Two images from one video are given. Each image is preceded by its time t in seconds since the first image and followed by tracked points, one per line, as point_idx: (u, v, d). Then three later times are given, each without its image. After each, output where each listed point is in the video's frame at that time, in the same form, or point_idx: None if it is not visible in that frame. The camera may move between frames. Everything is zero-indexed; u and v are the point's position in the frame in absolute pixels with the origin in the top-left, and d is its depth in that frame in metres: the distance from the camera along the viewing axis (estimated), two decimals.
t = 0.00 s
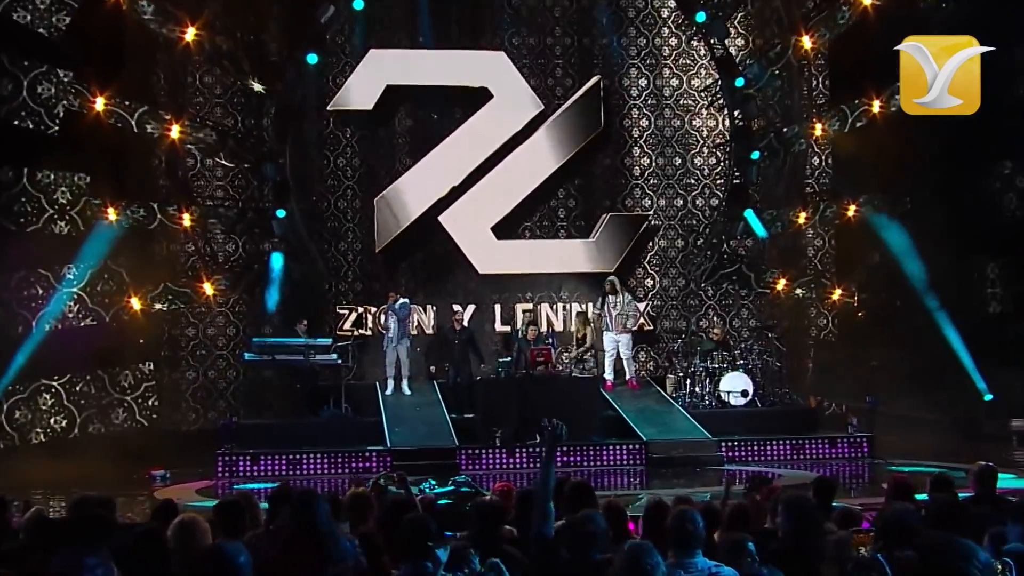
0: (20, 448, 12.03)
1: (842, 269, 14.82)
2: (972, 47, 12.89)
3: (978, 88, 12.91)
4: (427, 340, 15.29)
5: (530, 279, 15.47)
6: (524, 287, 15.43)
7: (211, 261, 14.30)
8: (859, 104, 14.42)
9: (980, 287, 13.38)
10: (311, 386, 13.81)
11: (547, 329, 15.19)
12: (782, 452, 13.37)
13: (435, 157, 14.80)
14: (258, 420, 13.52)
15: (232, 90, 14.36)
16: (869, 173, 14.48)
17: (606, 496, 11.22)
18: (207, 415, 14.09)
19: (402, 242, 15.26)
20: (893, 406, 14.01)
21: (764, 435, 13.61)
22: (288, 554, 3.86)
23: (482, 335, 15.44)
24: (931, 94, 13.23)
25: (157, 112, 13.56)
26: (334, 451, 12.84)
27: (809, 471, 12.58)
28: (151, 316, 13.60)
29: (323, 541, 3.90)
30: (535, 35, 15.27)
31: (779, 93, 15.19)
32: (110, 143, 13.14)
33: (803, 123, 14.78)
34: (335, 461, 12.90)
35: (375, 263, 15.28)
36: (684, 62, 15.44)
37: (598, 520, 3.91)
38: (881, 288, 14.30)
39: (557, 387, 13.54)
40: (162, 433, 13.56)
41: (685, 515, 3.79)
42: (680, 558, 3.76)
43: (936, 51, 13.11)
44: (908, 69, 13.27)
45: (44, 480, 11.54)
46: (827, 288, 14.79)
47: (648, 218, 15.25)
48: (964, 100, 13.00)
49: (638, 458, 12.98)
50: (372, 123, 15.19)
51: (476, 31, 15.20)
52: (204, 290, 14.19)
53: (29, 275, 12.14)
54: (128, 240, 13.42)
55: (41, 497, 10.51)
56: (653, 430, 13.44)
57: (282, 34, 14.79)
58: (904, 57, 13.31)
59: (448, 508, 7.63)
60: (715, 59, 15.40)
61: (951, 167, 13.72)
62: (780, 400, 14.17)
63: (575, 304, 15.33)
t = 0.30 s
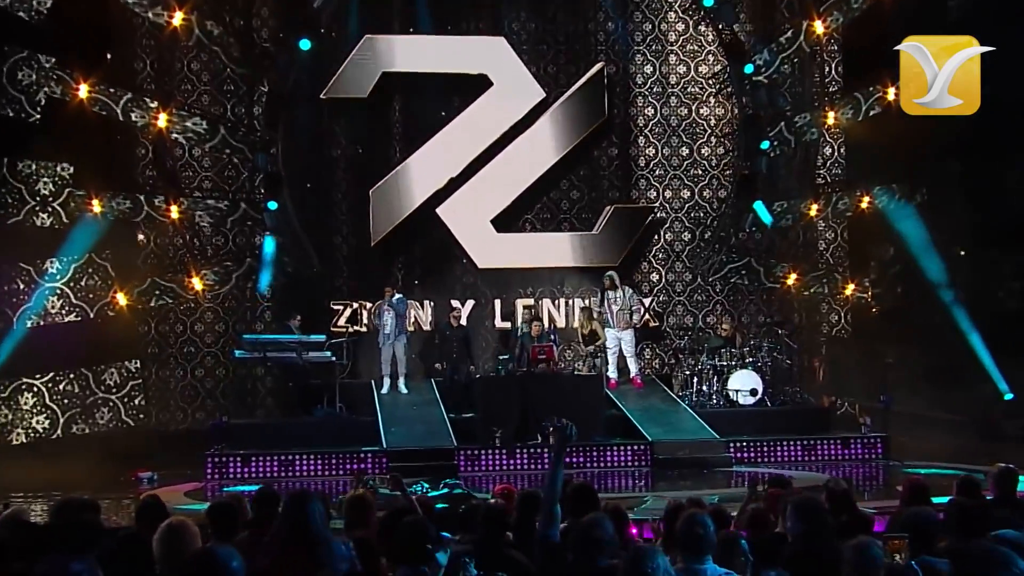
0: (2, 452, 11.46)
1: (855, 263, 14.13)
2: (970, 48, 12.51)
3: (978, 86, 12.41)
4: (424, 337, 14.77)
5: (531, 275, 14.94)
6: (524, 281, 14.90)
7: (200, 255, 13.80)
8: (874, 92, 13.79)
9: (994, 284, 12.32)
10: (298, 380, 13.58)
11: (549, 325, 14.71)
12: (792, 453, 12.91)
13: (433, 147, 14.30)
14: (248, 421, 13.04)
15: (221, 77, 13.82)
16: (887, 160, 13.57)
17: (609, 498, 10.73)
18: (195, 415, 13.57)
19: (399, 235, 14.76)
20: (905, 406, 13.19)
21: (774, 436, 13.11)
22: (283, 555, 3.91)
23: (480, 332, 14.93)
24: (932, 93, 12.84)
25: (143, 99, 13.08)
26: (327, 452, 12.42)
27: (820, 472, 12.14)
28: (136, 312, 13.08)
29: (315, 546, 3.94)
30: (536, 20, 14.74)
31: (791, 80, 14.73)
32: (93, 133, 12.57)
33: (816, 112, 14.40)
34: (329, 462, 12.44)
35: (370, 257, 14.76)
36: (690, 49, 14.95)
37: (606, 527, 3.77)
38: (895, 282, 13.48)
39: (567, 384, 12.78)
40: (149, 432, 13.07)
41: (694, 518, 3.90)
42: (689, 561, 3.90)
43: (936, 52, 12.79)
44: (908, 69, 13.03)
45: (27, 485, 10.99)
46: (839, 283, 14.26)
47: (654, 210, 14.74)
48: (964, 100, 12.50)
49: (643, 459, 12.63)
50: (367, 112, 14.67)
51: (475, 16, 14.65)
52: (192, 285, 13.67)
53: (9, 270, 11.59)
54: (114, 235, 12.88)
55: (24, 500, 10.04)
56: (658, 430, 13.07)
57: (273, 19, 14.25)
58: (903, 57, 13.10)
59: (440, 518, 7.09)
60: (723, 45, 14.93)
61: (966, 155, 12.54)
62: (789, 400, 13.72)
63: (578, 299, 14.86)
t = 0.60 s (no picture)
0: None
1: (869, 257, 13.49)
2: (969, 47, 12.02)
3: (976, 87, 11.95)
4: (421, 334, 14.28)
5: (532, 269, 14.45)
6: (526, 275, 14.46)
7: (188, 249, 13.31)
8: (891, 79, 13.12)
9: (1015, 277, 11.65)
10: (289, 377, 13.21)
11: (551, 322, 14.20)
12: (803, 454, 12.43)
13: (431, 136, 13.80)
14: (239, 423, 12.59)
15: (209, 64, 13.29)
16: (902, 149, 12.96)
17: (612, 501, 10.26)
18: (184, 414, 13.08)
19: (396, 228, 14.26)
20: (922, 406, 12.66)
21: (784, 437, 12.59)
22: (274, 556, 3.65)
23: (480, 328, 14.43)
24: (931, 94, 12.35)
25: (128, 87, 12.55)
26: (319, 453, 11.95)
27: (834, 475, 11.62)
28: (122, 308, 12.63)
29: (306, 551, 3.66)
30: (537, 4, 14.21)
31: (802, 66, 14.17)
32: (78, 124, 12.01)
33: (829, 100, 13.78)
34: (323, 464, 12.00)
35: (366, 251, 14.26)
36: (698, 34, 14.51)
37: (613, 532, 3.71)
38: (911, 277, 12.91)
39: (566, 384, 12.31)
40: (136, 433, 12.58)
41: (704, 521, 3.85)
42: (699, 566, 3.85)
43: (936, 51, 12.32)
44: (908, 68, 12.59)
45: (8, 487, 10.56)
46: (852, 277, 13.66)
47: (660, 202, 14.29)
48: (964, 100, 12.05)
49: (649, 460, 12.14)
50: (363, 100, 14.16)
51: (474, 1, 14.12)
52: (180, 280, 13.17)
53: None
54: (99, 228, 12.39)
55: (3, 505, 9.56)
56: (663, 430, 12.58)
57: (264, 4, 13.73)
58: (904, 57, 12.65)
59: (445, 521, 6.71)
60: (731, 31, 14.50)
61: (987, 143, 11.97)
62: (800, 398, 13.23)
63: (581, 295, 14.33)
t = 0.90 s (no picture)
0: None
1: (885, 250, 13.13)
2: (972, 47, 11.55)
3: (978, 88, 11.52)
4: (418, 332, 13.81)
5: (534, 265, 13.98)
6: (527, 271, 13.97)
7: (177, 244, 12.83)
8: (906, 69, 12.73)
9: None
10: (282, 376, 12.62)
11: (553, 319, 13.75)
12: (814, 456, 11.96)
13: (429, 127, 13.35)
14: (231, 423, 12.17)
15: (197, 52, 12.80)
16: (919, 140, 12.49)
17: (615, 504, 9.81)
18: (173, 415, 12.63)
19: (393, 222, 13.80)
20: (939, 406, 12.19)
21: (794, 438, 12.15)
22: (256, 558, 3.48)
23: (479, 326, 13.95)
24: (931, 94, 11.96)
25: (112, 74, 11.96)
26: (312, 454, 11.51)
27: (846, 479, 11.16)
28: (107, 304, 12.19)
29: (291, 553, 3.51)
30: None
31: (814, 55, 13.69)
32: (62, 111, 11.61)
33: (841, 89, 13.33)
34: (316, 467, 11.52)
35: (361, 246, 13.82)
36: (707, 21, 13.95)
37: (618, 540, 3.96)
38: (930, 273, 12.42)
39: (569, 383, 11.83)
40: (122, 434, 12.13)
41: (711, 526, 3.62)
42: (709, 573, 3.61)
43: (936, 51, 11.88)
44: (907, 69, 12.23)
45: None
46: (865, 273, 13.30)
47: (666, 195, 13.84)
48: (964, 99, 11.63)
49: (654, 463, 11.67)
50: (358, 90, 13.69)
51: None
52: (168, 277, 12.69)
53: None
54: (82, 221, 11.90)
55: None
56: (670, 432, 12.13)
57: None
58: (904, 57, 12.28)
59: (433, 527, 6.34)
60: (740, 18, 13.93)
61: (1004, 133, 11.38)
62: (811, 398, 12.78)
63: (584, 292, 13.85)
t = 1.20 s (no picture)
0: None
1: (899, 245, 12.31)
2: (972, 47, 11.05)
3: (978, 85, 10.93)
4: (415, 330, 13.32)
5: (535, 263, 13.45)
6: (528, 268, 13.45)
7: (165, 238, 12.42)
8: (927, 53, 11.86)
9: None
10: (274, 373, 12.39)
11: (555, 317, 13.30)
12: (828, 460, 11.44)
13: (429, 116, 13.01)
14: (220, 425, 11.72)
15: (185, 39, 12.33)
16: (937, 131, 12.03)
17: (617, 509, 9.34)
18: (160, 416, 12.16)
19: (389, 216, 13.35)
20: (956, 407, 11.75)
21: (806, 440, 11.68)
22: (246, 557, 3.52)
23: (479, 324, 13.47)
24: (932, 95, 11.35)
25: (96, 62, 11.29)
26: (305, 456, 11.09)
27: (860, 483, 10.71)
28: (89, 301, 11.61)
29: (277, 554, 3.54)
30: None
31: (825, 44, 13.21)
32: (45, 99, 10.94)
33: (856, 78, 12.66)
34: (310, 470, 11.09)
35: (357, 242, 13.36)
36: (715, 7, 13.57)
37: (626, 546, 3.74)
38: (949, 269, 11.62)
39: (569, 383, 11.43)
40: (107, 436, 11.62)
41: (718, 530, 3.70)
42: None
43: (937, 52, 11.35)
44: (908, 71, 11.62)
45: None
46: (879, 270, 12.55)
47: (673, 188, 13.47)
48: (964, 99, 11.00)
49: (660, 466, 11.24)
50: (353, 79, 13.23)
51: None
52: (155, 272, 12.28)
53: None
54: (65, 214, 11.29)
55: None
56: (676, 433, 11.66)
57: None
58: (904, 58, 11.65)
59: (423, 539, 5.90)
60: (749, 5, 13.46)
61: None
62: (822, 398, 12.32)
63: (588, 289, 13.38)
